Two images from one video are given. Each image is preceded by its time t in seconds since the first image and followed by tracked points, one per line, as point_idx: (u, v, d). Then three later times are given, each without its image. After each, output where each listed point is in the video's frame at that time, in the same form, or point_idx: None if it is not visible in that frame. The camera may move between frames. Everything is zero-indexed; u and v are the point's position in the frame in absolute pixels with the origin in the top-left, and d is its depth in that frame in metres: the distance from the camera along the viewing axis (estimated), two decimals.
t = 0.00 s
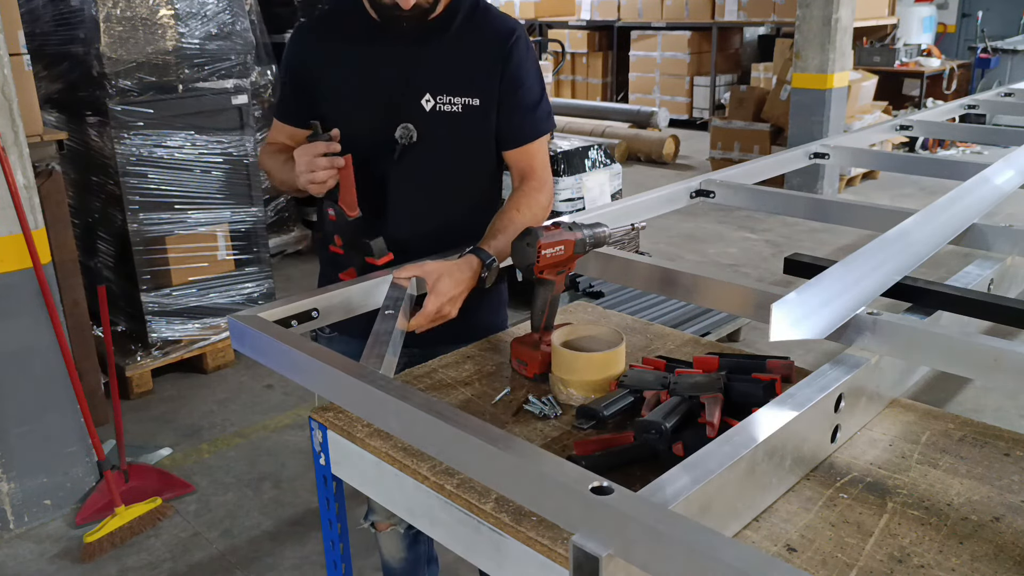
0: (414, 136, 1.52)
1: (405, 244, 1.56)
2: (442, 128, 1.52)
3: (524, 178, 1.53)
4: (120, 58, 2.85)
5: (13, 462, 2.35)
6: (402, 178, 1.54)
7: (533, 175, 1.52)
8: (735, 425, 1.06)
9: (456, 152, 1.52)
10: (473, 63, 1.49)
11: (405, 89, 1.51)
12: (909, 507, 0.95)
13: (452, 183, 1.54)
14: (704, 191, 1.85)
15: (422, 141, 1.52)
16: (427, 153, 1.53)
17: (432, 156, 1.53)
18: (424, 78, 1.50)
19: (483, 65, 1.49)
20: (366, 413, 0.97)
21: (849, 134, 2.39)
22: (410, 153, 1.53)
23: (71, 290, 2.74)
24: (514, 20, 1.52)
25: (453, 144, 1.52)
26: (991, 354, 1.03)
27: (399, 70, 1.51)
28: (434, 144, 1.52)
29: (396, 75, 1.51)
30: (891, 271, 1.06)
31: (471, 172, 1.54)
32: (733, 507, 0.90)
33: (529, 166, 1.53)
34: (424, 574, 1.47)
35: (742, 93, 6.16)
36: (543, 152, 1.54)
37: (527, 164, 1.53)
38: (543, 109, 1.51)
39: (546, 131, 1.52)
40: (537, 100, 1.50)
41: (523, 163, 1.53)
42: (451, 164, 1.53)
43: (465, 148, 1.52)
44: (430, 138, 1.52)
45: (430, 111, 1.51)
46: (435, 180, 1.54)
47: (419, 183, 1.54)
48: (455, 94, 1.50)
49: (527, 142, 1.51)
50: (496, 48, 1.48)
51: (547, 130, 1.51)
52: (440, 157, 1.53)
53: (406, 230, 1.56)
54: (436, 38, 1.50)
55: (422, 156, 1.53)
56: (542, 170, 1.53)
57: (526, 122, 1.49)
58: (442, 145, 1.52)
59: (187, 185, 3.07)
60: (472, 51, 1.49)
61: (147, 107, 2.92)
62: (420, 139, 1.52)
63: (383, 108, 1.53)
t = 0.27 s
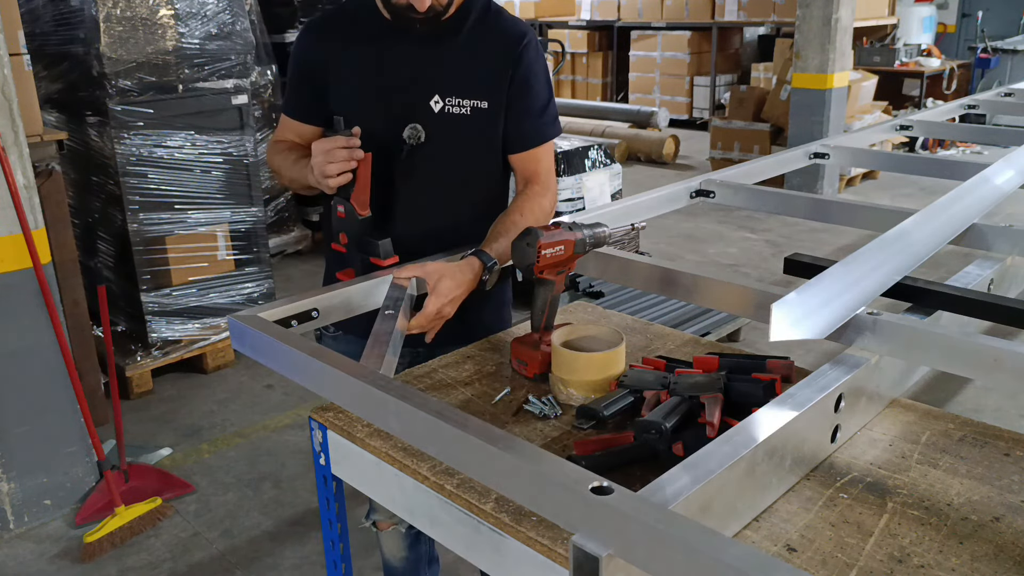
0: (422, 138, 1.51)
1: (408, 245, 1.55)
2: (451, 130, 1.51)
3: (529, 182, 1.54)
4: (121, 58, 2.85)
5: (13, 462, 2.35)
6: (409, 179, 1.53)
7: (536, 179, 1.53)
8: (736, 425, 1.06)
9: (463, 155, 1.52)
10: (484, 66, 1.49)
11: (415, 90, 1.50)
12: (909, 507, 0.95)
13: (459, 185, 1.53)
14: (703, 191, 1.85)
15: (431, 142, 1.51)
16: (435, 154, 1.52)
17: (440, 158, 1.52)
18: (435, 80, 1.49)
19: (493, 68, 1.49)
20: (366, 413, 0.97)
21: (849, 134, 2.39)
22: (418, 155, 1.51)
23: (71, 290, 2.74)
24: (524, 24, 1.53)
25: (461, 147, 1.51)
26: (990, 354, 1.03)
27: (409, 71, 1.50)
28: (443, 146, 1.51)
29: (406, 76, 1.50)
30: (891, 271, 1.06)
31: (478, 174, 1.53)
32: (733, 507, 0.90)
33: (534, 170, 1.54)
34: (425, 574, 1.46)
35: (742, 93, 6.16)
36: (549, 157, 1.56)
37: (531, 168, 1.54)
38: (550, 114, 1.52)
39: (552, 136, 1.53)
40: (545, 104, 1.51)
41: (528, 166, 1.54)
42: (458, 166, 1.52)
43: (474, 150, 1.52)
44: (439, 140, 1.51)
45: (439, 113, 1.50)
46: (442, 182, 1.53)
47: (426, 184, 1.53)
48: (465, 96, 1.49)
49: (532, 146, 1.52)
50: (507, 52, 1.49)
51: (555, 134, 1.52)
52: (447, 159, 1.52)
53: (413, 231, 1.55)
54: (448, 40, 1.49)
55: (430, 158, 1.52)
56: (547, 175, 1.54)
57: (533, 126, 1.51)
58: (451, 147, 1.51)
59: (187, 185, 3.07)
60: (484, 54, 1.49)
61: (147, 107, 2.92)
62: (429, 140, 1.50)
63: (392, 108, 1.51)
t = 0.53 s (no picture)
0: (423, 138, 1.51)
1: (409, 244, 1.55)
2: (452, 131, 1.51)
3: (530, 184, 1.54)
4: (120, 58, 2.85)
5: (13, 462, 2.35)
6: (411, 179, 1.53)
7: (538, 181, 1.53)
8: (736, 425, 1.06)
9: (464, 156, 1.52)
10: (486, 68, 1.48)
11: (417, 91, 1.50)
12: (909, 507, 0.95)
13: (460, 186, 1.53)
14: (703, 192, 1.85)
15: (432, 143, 1.51)
16: (436, 155, 1.52)
17: (441, 158, 1.52)
18: (438, 81, 1.49)
19: (496, 70, 1.48)
20: (366, 413, 0.97)
21: (849, 134, 2.39)
22: (419, 155, 1.52)
23: (71, 290, 2.74)
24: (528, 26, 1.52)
25: (462, 148, 1.51)
26: (990, 354, 1.03)
27: (411, 72, 1.50)
28: (444, 147, 1.51)
29: (408, 77, 1.50)
30: (892, 271, 1.06)
31: (479, 175, 1.53)
32: (733, 507, 0.90)
33: (535, 172, 1.53)
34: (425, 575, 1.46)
35: (742, 93, 6.16)
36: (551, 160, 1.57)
37: (533, 170, 1.54)
38: (551, 117, 1.52)
39: (554, 138, 1.53)
40: (547, 107, 1.51)
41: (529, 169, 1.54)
42: (459, 166, 1.52)
43: (475, 151, 1.52)
44: (441, 141, 1.51)
45: (441, 115, 1.50)
46: (444, 183, 1.53)
47: (426, 184, 1.53)
48: (467, 98, 1.49)
49: (534, 149, 1.52)
50: (510, 55, 1.48)
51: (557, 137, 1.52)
52: (448, 160, 1.52)
53: (414, 231, 1.55)
54: (451, 42, 1.49)
55: (432, 159, 1.52)
56: (548, 177, 1.54)
57: (534, 128, 1.51)
58: (451, 149, 1.51)
59: (187, 185, 3.07)
60: (486, 56, 1.49)
61: (147, 107, 2.92)
62: (430, 141, 1.51)
63: (393, 109, 1.51)
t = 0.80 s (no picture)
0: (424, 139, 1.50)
1: (408, 245, 1.55)
2: (453, 131, 1.50)
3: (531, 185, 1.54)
4: (120, 58, 2.85)
5: (13, 462, 2.35)
6: (411, 179, 1.52)
7: (538, 182, 1.53)
8: (736, 425, 1.06)
9: (465, 156, 1.52)
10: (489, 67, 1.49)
11: (418, 91, 1.49)
12: (909, 507, 0.95)
13: (460, 185, 1.53)
14: (703, 192, 1.85)
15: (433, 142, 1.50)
16: (436, 155, 1.51)
17: (442, 158, 1.52)
18: (439, 82, 1.49)
19: (498, 71, 1.49)
20: (365, 414, 0.97)
21: (849, 134, 2.39)
22: (420, 156, 1.51)
23: (71, 290, 2.74)
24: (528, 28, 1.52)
25: (463, 148, 1.51)
26: (990, 355, 1.03)
27: (414, 71, 1.49)
28: (445, 147, 1.51)
29: (411, 76, 1.49)
30: (891, 271, 1.06)
31: (479, 175, 1.53)
32: (733, 507, 0.90)
33: (535, 171, 1.54)
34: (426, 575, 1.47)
35: (742, 93, 6.16)
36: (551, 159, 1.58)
37: (533, 170, 1.54)
38: (551, 119, 1.53)
39: (554, 139, 1.54)
40: (546, 107, 1.52)
41: (530, 170, 1.55)
42: (459, 166, 1.52)
43: (475, 151, 1.52)
44: (441, 141, 1.50)
45: (443, 114, 1.50)
46: (443, 182, 1.53)
47: (426, 184, 1.52)
48: (467, 98, 1.49)
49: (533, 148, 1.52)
50: (511, 56, 1.49)
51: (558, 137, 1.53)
52: (449, 159, 1.52)
53: (414, 231, 1.54)
54: (452, 42, 1.49)
55: (432, 159, 1.52)
56: (548, 176, 1.55)
57: (534, 129, 1.51)
58: (452, 148, 1.51)
59: (187, 185, 3.07)
60: (487, 57, 1.49)
61: (147, 107, 2.92)
62: (430, 141, 1.50)
63: (394, 108, 1.50)
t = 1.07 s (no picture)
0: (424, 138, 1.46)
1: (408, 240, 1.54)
2: (453, 131, 1.47)
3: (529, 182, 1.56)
4: (120, 58, 2.85)
5: (13, 462, 2.35)
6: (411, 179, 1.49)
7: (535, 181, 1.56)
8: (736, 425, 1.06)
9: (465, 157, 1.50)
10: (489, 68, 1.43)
11: (416, 92, 1.42)
12: (909, 507, 0.95)
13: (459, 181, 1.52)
14: (703, 192, 1.85)
15: (432, 142, 1.47)
16: (435, 154, 1.48)
17: (442, 157, 1.49)
18: (442, 84, 1.42)
19: (500, 73, 1.45)
20: (365, 414, 0.97)
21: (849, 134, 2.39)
22: (419, 156, 1.47)
23: (71, 290, 2.74)
24: (526, 23, 1.45)
25: (463, 149, 1.49)
26: (990, 355, 1.03)
27: (419, 74, 1.40)
28: (445, 148, 1.48)
29: (414, 81, 1.41)
30: (892, 272, 1.06)
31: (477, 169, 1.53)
32: (733, 507, 0.90)
33: (531, 170, 1.56)
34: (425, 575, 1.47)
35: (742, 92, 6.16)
36: (550, 159, 1.61)
37: (531, 169, 1.56)
38: (551, 117, 1.54)
39: (553, 138, 1.56)
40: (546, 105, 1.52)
41: (529, 168, 1.57)
42: (458, 162, 1.51)
43: (475, 148, 1.50)
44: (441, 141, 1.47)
45: (444, 117, 1.45)
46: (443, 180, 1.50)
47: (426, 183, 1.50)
48: (467, 97, 1.44)
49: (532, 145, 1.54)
50: (511, 57, 1.43)
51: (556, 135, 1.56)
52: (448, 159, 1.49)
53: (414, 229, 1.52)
54: (450, 40, 1.37)
55: (432, 157, 1.49)
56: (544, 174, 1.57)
57: (533, 128, 1.53)
58: (452, 149, 1.49)
59: (187, 185, 3.07)
60: (487, 56, 1.41)
61: (147, 107, 2.93)
62: (430, 141, 1.47)
63: (393, 110, 1.43)
